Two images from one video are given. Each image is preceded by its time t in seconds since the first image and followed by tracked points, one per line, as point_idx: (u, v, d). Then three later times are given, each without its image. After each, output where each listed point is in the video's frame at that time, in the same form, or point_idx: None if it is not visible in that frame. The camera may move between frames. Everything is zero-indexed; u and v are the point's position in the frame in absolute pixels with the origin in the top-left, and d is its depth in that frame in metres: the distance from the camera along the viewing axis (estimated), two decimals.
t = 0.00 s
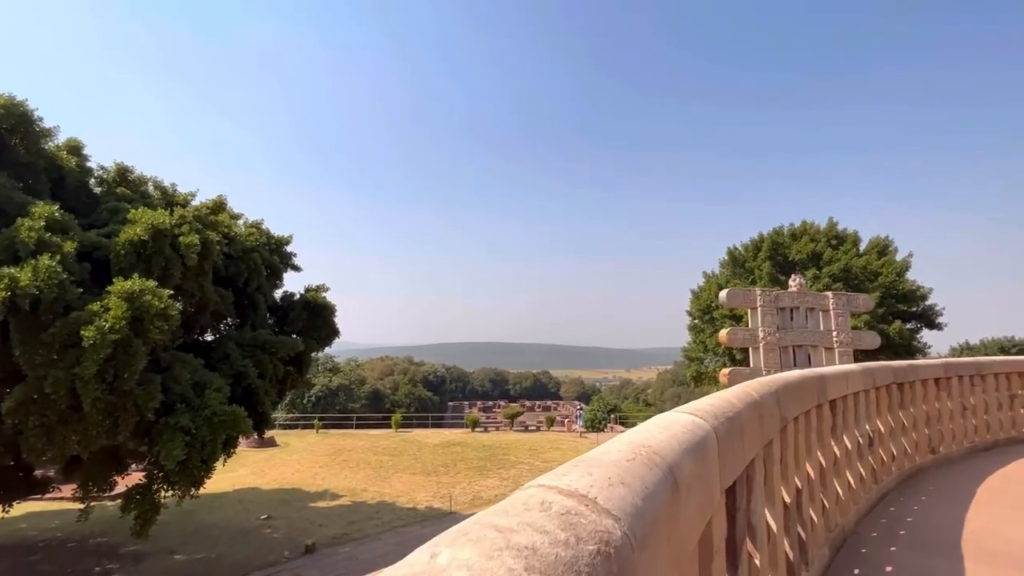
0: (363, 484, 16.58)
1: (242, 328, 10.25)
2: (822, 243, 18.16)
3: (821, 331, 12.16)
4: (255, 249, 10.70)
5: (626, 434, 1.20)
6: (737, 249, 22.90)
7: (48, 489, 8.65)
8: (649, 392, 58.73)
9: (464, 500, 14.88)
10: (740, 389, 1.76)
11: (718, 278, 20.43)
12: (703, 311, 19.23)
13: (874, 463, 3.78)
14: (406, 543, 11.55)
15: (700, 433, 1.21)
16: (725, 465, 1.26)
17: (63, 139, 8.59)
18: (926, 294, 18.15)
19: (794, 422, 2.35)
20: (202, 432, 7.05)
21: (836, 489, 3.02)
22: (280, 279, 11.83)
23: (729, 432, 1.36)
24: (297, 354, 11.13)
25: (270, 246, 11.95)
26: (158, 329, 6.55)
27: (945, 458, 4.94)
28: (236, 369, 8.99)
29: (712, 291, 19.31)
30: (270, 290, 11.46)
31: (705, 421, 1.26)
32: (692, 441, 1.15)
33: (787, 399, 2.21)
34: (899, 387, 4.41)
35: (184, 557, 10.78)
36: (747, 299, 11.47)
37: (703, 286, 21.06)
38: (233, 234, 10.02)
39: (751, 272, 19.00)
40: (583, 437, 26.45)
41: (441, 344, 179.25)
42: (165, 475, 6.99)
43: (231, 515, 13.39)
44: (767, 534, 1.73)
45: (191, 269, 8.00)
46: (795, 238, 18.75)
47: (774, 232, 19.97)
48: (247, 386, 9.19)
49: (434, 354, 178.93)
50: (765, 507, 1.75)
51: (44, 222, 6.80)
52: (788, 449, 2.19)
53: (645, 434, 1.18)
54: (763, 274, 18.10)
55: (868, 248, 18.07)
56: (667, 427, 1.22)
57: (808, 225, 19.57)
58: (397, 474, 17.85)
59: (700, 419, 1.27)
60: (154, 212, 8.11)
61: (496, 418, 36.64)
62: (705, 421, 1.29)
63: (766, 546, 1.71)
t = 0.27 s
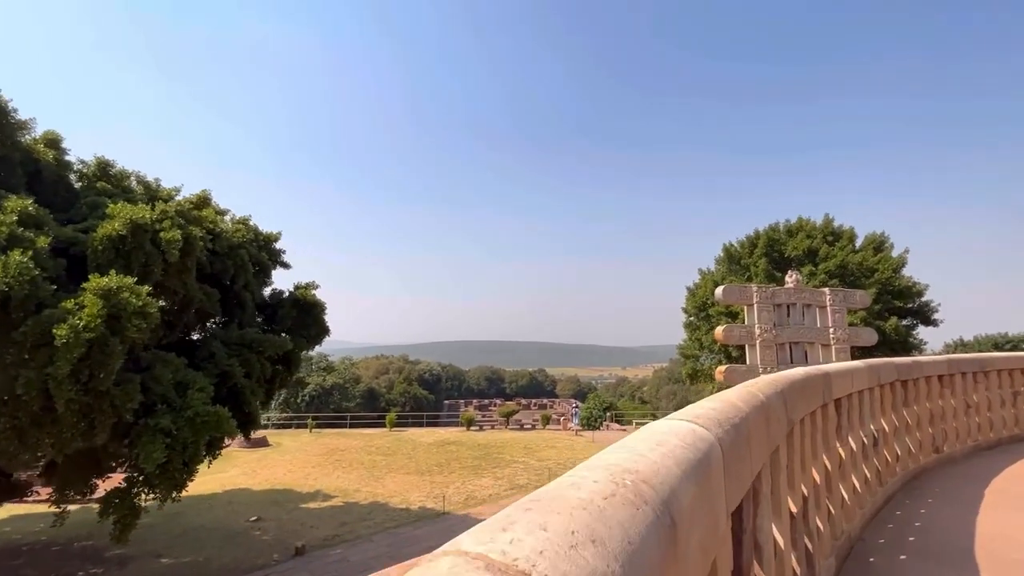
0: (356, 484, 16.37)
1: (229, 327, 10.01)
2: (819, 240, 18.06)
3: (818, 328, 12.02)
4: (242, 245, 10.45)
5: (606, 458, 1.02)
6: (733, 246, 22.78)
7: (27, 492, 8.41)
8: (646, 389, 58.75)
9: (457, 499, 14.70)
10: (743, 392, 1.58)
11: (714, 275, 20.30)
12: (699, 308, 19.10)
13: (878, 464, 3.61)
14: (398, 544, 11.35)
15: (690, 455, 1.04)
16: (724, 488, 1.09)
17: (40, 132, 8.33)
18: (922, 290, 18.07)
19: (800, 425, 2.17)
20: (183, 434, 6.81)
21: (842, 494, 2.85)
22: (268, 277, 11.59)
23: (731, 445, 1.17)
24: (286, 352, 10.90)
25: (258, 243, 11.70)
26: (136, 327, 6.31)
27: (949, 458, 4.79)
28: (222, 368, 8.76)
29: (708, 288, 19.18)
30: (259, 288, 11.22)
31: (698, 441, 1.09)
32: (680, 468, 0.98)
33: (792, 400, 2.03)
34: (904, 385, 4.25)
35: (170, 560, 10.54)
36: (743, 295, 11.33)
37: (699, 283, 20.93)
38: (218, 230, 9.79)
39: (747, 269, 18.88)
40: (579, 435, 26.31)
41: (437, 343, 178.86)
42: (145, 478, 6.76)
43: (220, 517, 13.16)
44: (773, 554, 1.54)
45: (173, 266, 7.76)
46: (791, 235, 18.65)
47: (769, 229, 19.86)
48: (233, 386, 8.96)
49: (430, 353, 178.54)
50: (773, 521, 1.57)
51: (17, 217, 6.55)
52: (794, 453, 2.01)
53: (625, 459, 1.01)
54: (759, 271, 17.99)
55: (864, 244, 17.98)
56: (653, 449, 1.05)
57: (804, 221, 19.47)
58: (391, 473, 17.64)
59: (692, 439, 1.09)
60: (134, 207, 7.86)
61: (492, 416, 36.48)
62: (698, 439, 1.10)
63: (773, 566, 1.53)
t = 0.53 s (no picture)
0: (349, 486, 16.16)
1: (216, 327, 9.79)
2: (815, 238, 17.93)
3: (816, 326, 11.88)
4: (229, 243, 10.23)
5: (561, 515, 0.83)
6: (729, 244, 22.64)
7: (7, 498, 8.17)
8: (643, 388, 58.69)
9: (451, 501, 14.50)
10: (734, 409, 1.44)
11: (711, 273, 20.16)
12: (696, 307, 18.96)
13: (884, 469, 3.45)
14: (391, 547, 11.15)
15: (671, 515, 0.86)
16: (719, 541, 0.95)
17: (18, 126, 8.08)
18: (919, 288, 17.96)
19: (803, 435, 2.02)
20: (165, 437, 6.59)
21: (848, 504, 2.69)
22: (257, 275, 11.36)
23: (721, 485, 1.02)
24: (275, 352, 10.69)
25: (247, 241, 11.47)
26: (114, 327, 6.09)
27: (954, 460, 4.62)
28: (207, 369, 8.53)
29: (705, 286, 19.03)
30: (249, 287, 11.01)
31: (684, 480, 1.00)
32: (657, 538, 0.80)
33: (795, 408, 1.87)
34: (909, 385, 4.08)
35: (157, 565, 10.32)
36: (740, 293, 11.17)
37: (696, 281, 20.78)
38: (205, 227, 9.56)
39: (744, 267, 18.74)
40: (575, 435, 26.15)
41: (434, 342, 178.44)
42: (126, 483, 6.56)
43: (210, 520, 12.94)
44: None
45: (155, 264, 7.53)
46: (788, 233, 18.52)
47: (766, 227, 19.73)
48: (219, 386, 8.75)
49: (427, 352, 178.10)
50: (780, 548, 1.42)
51: None
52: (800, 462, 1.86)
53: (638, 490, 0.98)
54: (756, 269, 17.84)
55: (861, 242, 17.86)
56: (626, 502, 0.86)
57: (801, 219, 19.34)
58: (385, 475, 17.43)
59: (672, 490, 0.93)
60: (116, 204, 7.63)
61: (488, 415, 36.27)
62: (680, 490, 0.94)
63: None
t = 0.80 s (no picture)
0: (342, 487, 15.96)
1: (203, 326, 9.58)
2: (812, 236, 17.80)
3: (813, 325, 11.74)
4: (217, 241, 10.02)
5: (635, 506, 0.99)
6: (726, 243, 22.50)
7: None
8: (639, 387, 58.61)
9: (445, 503, 14.31)
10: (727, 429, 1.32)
11: (707, 272, 20.01)
12: (692, 306, 18.80)
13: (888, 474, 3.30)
14: (382, 550, 10.95)
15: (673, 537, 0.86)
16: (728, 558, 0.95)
17: None
18: (917, 287, 17.85)
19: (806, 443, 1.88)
20: (144, 440, 6.38)
21: (852, 513, 2.53)
22: (246, 274, 11.15)
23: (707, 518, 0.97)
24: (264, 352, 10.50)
25: (235, 239, 11.26)
26: (91, 327, 5.88)
27: (957, 463, 4.47)
28: (192, 370, 8.32)
29: (701, 285, 18.88)
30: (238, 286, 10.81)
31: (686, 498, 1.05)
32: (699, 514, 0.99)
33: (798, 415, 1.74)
34: (912, 386, 3.94)
35: (143, 570, 10.11)
36: (737, 292, 11.02)
37: (692, 281, 20.63)
38: (191, 225, 9.36)
39: (741, 266, 18.60)
40: (571, 435, 25.97)
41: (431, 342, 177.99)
42: (105, 488, 6.35)
43: (199, 523, 12.71)
44: None
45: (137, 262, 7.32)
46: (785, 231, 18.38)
47: (763, 226, 19.60)
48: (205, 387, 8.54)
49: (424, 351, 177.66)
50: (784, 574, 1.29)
51: None
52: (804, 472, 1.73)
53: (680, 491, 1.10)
54: (753, 267, 17.71)
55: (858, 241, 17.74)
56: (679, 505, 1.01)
57: (798, 218, 19.22)
58: (378, 476, 17.22)
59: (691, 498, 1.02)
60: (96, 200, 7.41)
61: (484, 415, 36.08)
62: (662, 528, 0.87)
63: None
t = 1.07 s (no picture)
0: (331, 489, 15.72)
1: (183, 327, 9.33)
2: (806, 237, 17.69)
3: (807, 326, 11.61)
4: (198, 239, 9.76)
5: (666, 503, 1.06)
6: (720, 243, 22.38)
7: None
8: (633, 388, 58.62)
9: (435, 506, 14.08)
10: (699, 471, 1.15)
11: (701, 273, 19.88)
12: (686, 307, 18.67)
13: (888, 484, 3.13)
14: (370, 555, 10.71)
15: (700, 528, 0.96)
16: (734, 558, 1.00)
17: None
18: (910, 288, 17.77)
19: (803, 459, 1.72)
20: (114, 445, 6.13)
21: (852, 530, 2.37)
22: (230, 272, 10.88)
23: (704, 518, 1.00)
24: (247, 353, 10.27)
25: (220, 237, 11.00)
26: (55, 326, 5.61)
27: (957, 470, 4.32)
28: (171, 371, 8.07)
29: (695, 285, 18.74)
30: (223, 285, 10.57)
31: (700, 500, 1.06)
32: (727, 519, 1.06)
33: (792, 431, 1.59)
34: (911, 390, 3.78)
35: None
36: (731, 292, 10.87)
37: (686, 281, 20.49)
38: (171, 222, 9.10)
39: (735, 266, 18.51)
40: (564, 436, 25.79)
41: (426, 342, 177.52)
42: (75, 494, 6.11)
43: (184, 527, 12.44)
44: None
45: (110, 259, 7.06)
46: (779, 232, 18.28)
47: (757, 226, 19.49)
48: (184, 389, 8.29)
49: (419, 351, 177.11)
50: None
51: None
52: (800, 492, 1.59)
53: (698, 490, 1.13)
54: (746, 267, 17.60)
55: (852, 241, 17.66)
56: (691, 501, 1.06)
57: (792, 218, 19.11)
58: (368, 478, 16.97)
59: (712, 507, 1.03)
60: (69, 194, 7.15)
61: (478, 416, 35.85)
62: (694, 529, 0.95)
63: None
